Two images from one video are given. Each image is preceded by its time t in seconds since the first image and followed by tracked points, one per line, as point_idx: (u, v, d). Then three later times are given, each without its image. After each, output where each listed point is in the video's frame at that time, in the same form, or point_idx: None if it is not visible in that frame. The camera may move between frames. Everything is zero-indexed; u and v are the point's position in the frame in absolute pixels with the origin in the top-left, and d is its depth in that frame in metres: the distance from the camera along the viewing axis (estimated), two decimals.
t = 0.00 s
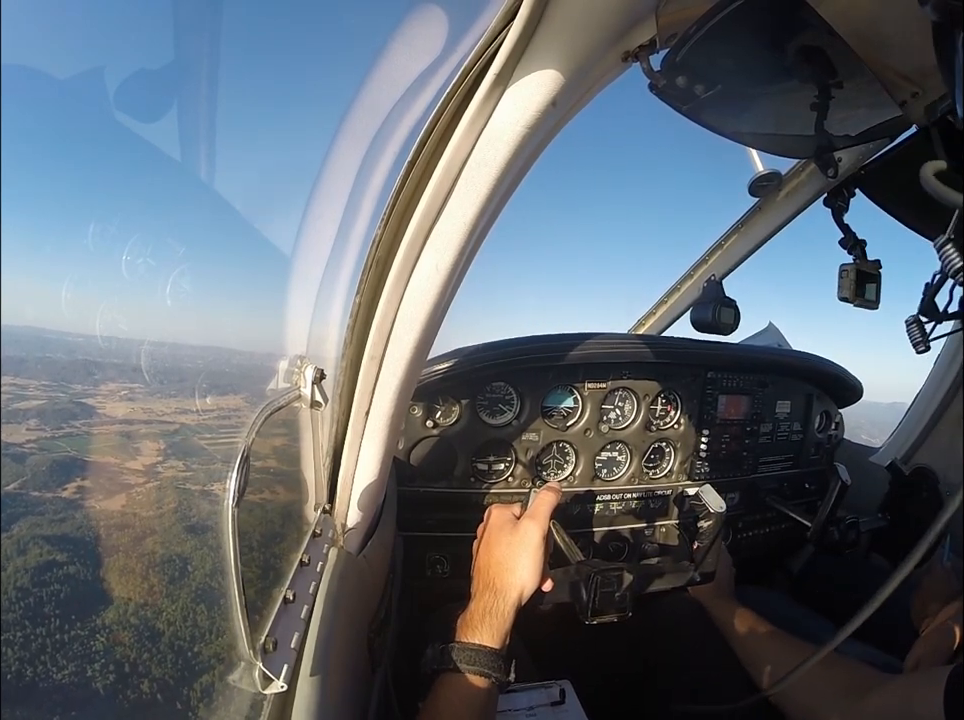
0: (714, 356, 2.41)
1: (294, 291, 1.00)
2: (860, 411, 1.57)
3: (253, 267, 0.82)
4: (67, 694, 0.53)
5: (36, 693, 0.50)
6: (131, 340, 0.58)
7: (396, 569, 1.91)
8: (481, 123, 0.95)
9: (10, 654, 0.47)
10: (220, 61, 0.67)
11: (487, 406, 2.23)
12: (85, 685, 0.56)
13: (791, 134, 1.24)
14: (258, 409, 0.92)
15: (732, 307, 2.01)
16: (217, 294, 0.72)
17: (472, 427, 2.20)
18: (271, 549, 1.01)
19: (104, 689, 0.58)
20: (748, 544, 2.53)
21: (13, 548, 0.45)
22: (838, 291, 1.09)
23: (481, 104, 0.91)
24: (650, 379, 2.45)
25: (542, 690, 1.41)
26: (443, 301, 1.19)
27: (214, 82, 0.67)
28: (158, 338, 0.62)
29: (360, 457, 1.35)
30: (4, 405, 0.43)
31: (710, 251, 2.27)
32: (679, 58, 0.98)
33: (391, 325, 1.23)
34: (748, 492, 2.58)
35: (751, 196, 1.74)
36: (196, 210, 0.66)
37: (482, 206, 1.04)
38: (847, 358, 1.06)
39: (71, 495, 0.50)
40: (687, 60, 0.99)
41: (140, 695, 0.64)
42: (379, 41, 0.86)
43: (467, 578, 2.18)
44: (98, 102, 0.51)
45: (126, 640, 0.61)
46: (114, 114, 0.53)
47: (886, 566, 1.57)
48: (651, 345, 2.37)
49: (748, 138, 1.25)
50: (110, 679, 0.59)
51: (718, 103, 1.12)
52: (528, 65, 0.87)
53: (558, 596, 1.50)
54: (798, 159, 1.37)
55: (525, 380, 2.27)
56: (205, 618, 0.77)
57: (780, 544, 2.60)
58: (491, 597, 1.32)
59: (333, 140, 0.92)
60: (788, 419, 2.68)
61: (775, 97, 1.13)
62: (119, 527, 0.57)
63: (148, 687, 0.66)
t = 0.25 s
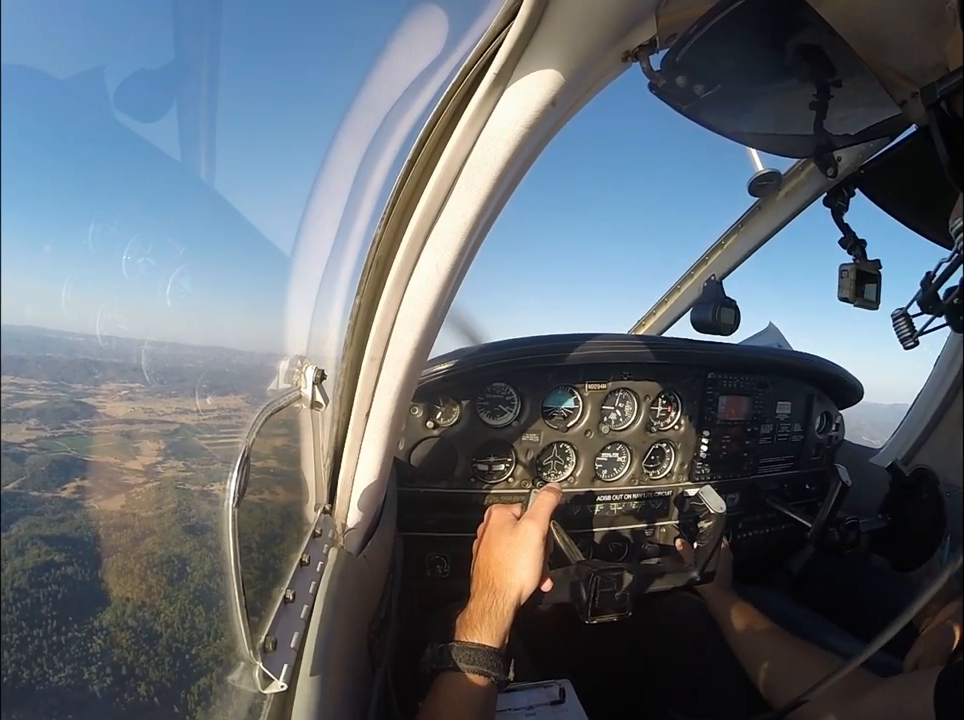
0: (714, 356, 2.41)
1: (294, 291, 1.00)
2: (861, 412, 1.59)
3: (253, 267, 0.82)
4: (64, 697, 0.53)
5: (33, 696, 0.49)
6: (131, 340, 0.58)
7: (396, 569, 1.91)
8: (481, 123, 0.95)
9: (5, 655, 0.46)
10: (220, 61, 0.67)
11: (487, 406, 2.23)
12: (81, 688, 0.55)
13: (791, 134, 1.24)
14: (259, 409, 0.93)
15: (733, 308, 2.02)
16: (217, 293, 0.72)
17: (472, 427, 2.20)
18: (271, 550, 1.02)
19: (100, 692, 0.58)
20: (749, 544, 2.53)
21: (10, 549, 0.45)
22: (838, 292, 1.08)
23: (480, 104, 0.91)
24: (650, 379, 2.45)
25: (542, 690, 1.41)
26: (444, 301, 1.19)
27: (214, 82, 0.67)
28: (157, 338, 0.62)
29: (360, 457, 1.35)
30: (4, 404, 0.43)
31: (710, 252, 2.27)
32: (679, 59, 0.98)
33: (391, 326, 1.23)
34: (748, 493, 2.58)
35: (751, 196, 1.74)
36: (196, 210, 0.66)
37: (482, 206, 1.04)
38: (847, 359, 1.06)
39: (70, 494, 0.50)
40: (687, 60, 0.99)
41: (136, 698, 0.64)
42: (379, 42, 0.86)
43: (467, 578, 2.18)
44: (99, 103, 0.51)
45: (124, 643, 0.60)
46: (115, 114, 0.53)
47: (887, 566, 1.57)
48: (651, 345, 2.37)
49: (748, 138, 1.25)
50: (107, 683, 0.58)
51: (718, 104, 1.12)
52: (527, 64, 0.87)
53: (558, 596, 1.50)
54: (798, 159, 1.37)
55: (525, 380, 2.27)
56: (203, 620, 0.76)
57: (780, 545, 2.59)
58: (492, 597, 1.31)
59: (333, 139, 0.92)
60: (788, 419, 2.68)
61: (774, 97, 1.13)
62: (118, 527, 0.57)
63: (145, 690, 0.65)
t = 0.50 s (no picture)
0: (714, 356, 2.41)
1: (295, 291, 1.00)
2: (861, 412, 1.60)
3: (253, 267, 0.82)
4: (61, 702, 0.52)
5: (30, 700, 0.49)
6: (131, 341, 0.58)
7: (396, 569, 1.91)
8: (481, 123, 0.95)
9: (2, 658, 0.46)
10: (220, 61, 0.67)
11: (487, 406, 2.23)
12: (79, 691, 0.55)
13: (791, 134, 1.24)
14: (259, 409, 0.93)
15: (732, 308, 2.02)
16: (217, 292, 0.72)
17: (472, 427, 2.20)
18: (270, 550, 1.02)
19: (97, 696, 0.57)
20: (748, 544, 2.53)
21: (9, 550, 0.45)
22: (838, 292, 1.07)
23: (480, 104, 0.91)
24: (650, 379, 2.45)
25: (542, 690, 1.41)
26: (444, 301, 1.18)
27: (214, 82, 0.67)
28: (157, 338, 0.62)
29: (360, 457, 1.35)
30: (4, 404, 0.43)
31: (710, 252, 2.27)
32: (679, 59, 0.98)
33: (391, 326, 1.23)
34: (748, 492, 2.58)
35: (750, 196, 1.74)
36: (196, 210, 0.66)
37: (482, 206, 1.04)
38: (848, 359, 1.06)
39: (69, 495, 0.50)
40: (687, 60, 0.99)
41: (134, 702, 0.63)
42: (379, 42, 0.86)
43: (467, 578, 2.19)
44: (99, 103, 0.51)
45: (122, 645, 0.60)
46: (115, 114, 0.53)
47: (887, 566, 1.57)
48: (651, 345, 2.37)
49: (747, 138, 1.25)
50: (104, 687, 0.58)
51: (717, 104, 1.12)
52: (527, 64, 0.87)
53: (558, 596, 1.50)
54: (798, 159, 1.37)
55: (525, 380, 2.27)
56: (201, 622, 0.76)
57: (780, 545, 2.59)
58: (495, 594, 1.31)
59: (333, 139, 0.92)
60: (788, 419, 2.68)
61: (774, 97, 1.13)
62: (117, 527, 0.57)
63: (143, 694, 0.65)
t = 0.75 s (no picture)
0: (714, 356, 2.41)
1: (294, 292, 1.00)
2: (863, 413, 1.61)
3: (253, 267, 0.82)
4: (58, 706, 0.52)
5: (27, 704, 0.49)
6: (130, 341, 0.58)
7: (396, 569, 1.91)
8: (481, 123, 0.95)
9: None
10: (220, 61, 0.67)
11: (487, 406, 2.23)
12: (77, 695, 0.55)
13: (791, 134, 1.24)
14: (258, 409, 0.92)
15: (732, 308, 2.01)
16: (217, 292, 0.72)
17: (472, 427, 2.20)
18: (270, 551, 1.02)
19: (95, 701, 0.57)
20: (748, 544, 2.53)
21: (8, 551, 0.44)
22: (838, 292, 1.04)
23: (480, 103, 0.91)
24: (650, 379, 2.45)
25: (543, 690, 1.41)
26: (443, 301, 1.18)
27: (213, 82, 0.67)
28: (157, 338, 0.62)
29: (360, 457, 1.35)
30: (4, 405, 0.43)
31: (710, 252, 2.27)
32: (679, 58, 0.98)
33: (391, 326, 1.23)
34: (748, 492, 2.58)
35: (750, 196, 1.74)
36: (195, 210, 0.66)
37: (482, 206, 1.04)
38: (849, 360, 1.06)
39: (69, 497, 0.50)
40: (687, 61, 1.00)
41: (133, 707, 0.63)
42: (379, 42, 0.86)
43: (467, 578, 2.18)
44: (99, 103, 0.51)
45: (120, 648, 0.60)
46: (115, 114, 0.53)
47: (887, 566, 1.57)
48: (651, 345, 2.37)
49: (748, 138, 1.25)
50: (102, 692, 0.58)
51: (718, 104, 1.12)
52: (527, 64, 0.87)
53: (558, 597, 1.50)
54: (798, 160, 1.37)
55: (525, 380, 2.27)
56: (200, 624, 0.76)
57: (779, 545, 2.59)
58: (495, 596, 1.31)
59: (333, 140, 0.92)
60: (788, 419, 2.68)
61: (774, 97, 1.13)
62: (117, 528, 0.57)
63: (141, 699, 0.65)
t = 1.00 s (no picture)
0: (715, 356, 2.40)
1: (294, 292, 1.00)
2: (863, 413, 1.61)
3: (253, 267, 0.82)
4: (56, 710, 0.52)
5: (25, 707, 0.49)
6: (131, 341, 0.58)
7: (396, 569, 1.91)
8: (481, 123, 0.95)
9: None
10: (220, 61, 0.67)
11: (487, 407, 2.23)
12: (75, 699, 0.55)
13: (791, 134, 1.24)
14: (259, 410, 0.92)
15: (733, 308, 2.01)
16: (216, 292, 0.72)
17: (472, 427, 2.20)
18: (270, 551, 1.02)
19: (92, 704, 0.57)
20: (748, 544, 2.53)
21: (7, 553, 0.44)
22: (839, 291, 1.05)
23: (480, 103, 0.91)
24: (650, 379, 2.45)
25: (543, 690, 1.41)
26: (443, 301, 1.18)
27: (213, 82, 0.67)
28: (157, 339, 0.62)
29: (360, 457, 1.35)
30: (5, 407, 0.43)
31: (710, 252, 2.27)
32: (679, 58, 0.98)
33: (391, 326, 1.23)
34: (748, 493, 2.57)
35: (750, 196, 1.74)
36: (195, 210, 0.66)
37: (482, 206, 1.04)
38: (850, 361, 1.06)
39: (69, 498, 0.50)
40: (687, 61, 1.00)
41: (131, 710, 0.63)
42: (379, 42, 0.86)
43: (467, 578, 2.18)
44: (99, 103, 0.51)
45: (119, 650, 0.60)
46: (115, 114, 0.53)
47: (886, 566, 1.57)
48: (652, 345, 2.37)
49: (748, 138, 1.25)
50: (99, 696, 0.58)
51: (717, 104, 1.12)
52: (527, 65, 0.87)
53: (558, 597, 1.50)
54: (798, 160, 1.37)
55: (526, 380, 2.27)
56: (199, 627, 0.76)
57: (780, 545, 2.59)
58: (494, 597, 1.31)
59: (333, 140, 0.92)
60: (788, 419, 2.68)
61: (774, 97, 1.13)
62: (117, 529, 0.57)
63: (139, 703, 0.65)
